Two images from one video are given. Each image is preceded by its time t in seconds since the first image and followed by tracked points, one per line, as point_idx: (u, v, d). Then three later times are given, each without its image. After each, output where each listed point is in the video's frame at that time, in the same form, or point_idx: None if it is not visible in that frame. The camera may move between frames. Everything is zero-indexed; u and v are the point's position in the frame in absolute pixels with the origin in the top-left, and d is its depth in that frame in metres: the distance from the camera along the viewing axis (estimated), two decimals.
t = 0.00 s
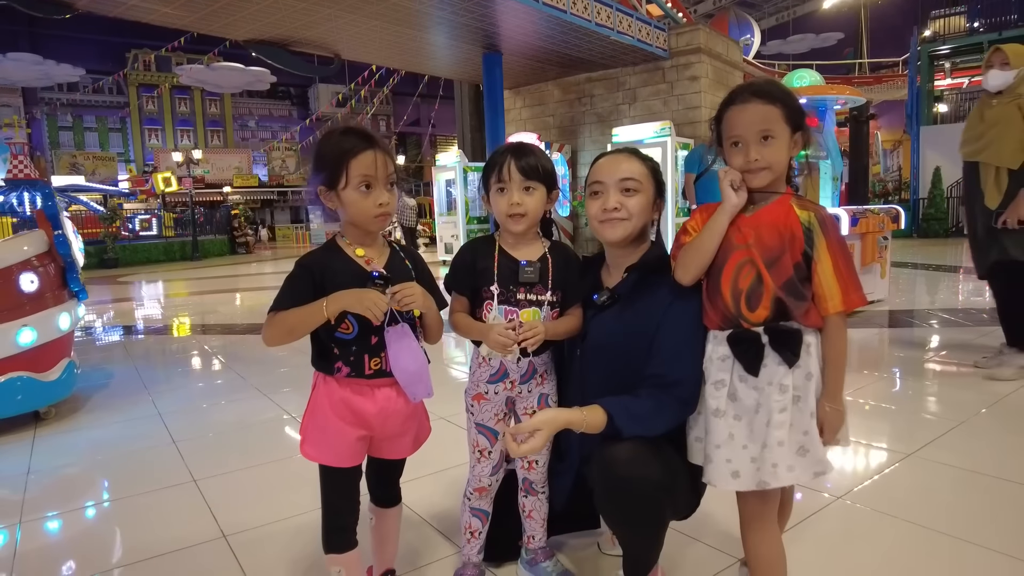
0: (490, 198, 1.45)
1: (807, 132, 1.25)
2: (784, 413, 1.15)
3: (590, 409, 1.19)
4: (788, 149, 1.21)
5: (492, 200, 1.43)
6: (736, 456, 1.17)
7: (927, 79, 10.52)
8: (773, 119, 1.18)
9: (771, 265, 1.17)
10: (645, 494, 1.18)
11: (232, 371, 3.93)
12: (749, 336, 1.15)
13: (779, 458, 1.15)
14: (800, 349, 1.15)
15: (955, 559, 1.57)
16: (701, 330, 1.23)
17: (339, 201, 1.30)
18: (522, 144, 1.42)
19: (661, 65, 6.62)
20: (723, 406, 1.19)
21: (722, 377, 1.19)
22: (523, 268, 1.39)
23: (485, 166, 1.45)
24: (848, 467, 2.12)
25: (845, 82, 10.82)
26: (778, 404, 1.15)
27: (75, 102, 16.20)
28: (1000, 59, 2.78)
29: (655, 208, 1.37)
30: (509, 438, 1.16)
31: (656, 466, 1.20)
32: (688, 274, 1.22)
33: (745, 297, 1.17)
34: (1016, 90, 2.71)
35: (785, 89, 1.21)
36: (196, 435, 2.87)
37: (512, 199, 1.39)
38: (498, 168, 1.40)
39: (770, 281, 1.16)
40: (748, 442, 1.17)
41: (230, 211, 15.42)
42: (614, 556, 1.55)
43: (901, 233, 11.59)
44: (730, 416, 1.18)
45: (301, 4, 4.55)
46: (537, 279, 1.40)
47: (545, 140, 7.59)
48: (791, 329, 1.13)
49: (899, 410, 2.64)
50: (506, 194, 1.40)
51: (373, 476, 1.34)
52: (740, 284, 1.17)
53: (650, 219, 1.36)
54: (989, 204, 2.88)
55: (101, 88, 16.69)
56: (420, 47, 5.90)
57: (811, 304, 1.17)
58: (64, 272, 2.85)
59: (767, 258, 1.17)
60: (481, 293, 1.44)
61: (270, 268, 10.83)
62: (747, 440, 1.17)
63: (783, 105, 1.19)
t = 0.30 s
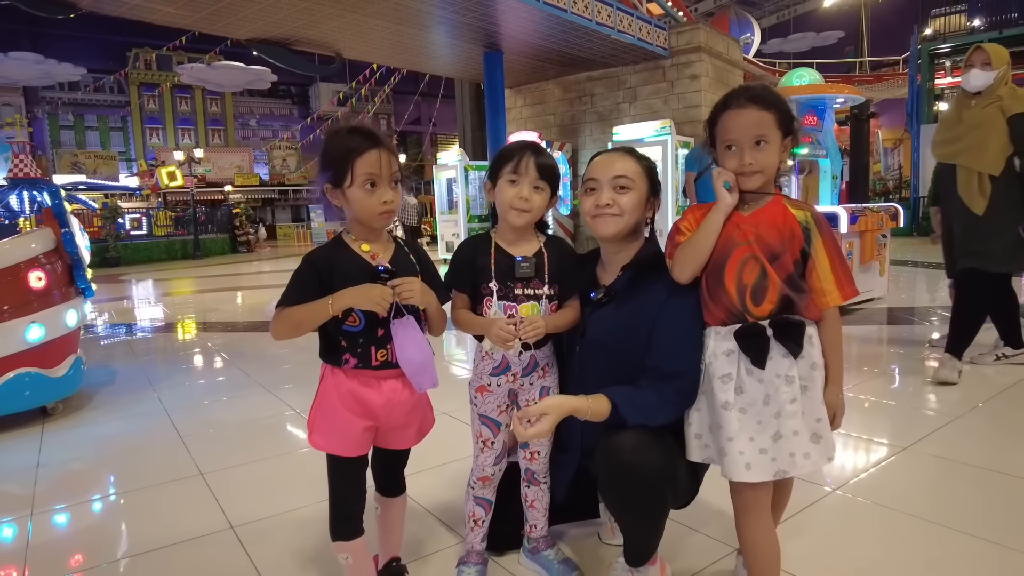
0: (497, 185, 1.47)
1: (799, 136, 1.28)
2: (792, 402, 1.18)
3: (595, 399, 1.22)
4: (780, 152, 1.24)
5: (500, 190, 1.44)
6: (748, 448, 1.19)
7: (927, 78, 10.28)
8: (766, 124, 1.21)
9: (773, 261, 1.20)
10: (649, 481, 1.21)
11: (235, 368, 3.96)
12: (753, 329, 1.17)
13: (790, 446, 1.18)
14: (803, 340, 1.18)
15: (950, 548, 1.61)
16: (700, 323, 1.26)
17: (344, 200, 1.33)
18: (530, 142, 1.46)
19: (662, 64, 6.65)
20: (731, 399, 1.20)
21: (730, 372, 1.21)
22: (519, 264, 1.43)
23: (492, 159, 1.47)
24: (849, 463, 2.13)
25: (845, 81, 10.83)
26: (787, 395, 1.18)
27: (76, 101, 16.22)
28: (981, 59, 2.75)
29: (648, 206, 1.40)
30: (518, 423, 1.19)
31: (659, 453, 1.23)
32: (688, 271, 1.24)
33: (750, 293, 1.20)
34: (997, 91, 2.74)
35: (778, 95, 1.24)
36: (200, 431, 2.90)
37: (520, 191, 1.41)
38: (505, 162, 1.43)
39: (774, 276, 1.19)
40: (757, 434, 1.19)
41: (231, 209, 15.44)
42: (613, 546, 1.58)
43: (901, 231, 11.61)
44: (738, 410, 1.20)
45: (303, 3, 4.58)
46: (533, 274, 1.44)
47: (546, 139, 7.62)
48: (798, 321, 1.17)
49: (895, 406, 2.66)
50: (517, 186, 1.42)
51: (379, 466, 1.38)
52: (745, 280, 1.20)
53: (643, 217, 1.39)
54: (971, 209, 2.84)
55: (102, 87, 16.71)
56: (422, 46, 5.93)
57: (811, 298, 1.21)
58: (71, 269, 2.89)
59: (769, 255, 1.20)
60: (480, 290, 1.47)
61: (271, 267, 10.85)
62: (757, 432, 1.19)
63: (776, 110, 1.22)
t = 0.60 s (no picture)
0: (502, 177, 1.46)
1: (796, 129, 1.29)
2: (794, 393, 1.19)
3: (600, 390, 1.24)
4: (777, 145, 1.25)
5: (508, 182, 1.44)
6: (751, 439, 1.19)
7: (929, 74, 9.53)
8: (761, 116, 1.22)
9: (773, 254, 1.21)
10: (653, 471, 1.22)
11: (239, 365, 3.98)
12: (754, 321, 1.18)
13: (793, 437, 1.19)
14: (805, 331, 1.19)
15: (949, 541, 1.62)
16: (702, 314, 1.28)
17: (345, 193, 1.35)
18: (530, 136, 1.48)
19: (662, 61, 6.65)
20: (733, 391, 1.21)
21: (732, 364, 1.22)
22: (515, 261, 1.44)
23: (494, 150, 1.47)
24: (848, 456, 2.15)
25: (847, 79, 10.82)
26: (789, 386, 1.19)
27: (78, 99, 16.23)
28: (982, 46, 2.70)
29: (651, 204, 1.41)
30: (525, 414, 1.21)
31: (663, 443, 1.25)
32: (689, 264, 1.25)
33: (751, 285, 1.21)
34: (996, 80, 2.70)
35: (775, 88, 1.25)
36: (203, 426, 2.92)
37: (531, 186, 1.43)
38: (511, 156, 1.44)
39: (774, 269, 1.21)
40: (759, 426, 1.20)
41: (233, 207, 15.46)
42: (614, 537, 1.59)
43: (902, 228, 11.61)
44: (740, 401, 1.20)
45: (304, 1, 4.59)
46: (530, 270, 1.45)
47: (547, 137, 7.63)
48: (798, 313, 1.17)
49: (895, 402, 2.68)
50: (529, 181, 1.44)
51: (383, 457, 1.39)
52: (746, 273, 1.21)
53: (646, 214, 1.39)
54: (962, 203, 2.83)
55: (103, 85, 16.72)
56: (423, 43, 5.94)
57: (811, 292, 1.22)
58: (74, 266, 2.90)
59: (770, 248, 1.21)
60: (480, 289, 1.47)
61: (272, 265, 10.88)
62: (759, 423, 1.20)
63: (772, 103, 1.23)
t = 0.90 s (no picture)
0: (501, 174, 1.44)
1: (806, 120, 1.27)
2: (804, 388, 1.19)
3: (606, 385, 1.23)
4: (783, 137, 1.23)
5: (508, 178, 1.43)
6: (760, 434, 1.19)
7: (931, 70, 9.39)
8: (766, 107, 1.21)
9: (783, 249, 1.20)
10: (658, 466, 1.21)
11: (240, 360, 3.97)
12: (764, 316, 1.18)
13: (803, 433, 1.18)
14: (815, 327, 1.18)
15: (951, 536, 1.61)
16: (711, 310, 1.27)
17: (343, 186, 1.34)
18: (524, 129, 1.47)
19: (664, 56, 6.63)
20: (741, 386, 1.20)
21: (741, 360, 1.21)
22: (518, 255, 1.42)
23: (492, 144, 1.46)
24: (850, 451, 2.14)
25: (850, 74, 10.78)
26: (799, 381, 1.18)
27: (78, 94, 16.20)
28: (989, 35, 2.61)
29: (657, 199, 1.38)
30: (529, 411, 1.20)
31: (669, 438, 1.24)
32: (697, 259, 1.24)
33: (760, 280, 1.20)
34: (1005, 70, 2.63)
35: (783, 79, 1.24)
36: (204, 422, 2.91)
37: (531, 182, 1.43)
38: (508, 151, 1.42)
39: (785, 264, 1.19)
40: (769, 422, 1.19)
41: (234, 202, 15.44)
42: (615, 533, 1.58)
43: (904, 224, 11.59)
44: (749, 396, 1.20)
45: None
46: (532, 264, 1.43)
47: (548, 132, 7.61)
48: (808, 308, 1.17)
49: (897, 397, 2.67)
50: (529, 176, 1.43)
51: (383, 454, 1.37)
52: (755, 267, 1.20)
53: (651, 208, 1.37)
54: (998, 201, 2.61)
55: (103, 81, 16.68)
56: (424, 38, 5.91)
57: (820, 287, 1.21)
58: (74, 261, 2.89)
59: (780, 242, 1.20)
60: (482, 285, 1.46)
61: (273, 260, 10.87)
62: (768, 419, 1.19)
63: (779, 94, 1.21)
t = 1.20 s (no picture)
0: (498, 170, 1.41)
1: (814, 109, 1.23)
2: (817, 388, 1.16)
3: (610, 385, 1.21)
4: (790, 129, 1.20)
5: (507, 174, 1.39)
6: (773, 435, 1.16)
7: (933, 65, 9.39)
8: (772, 101, 1.17)
9: (794, 246, 1.17)
10: (661, 468, 1.19)
11: (238, 357, 3.94)
12: (778, 316, 1.14)
13: (816, 434, 1.16)
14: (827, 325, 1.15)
15: (956, 536, 1.58)
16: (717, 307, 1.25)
17: (340, 181, 1.31)
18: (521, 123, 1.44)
19: (665, 51, 6.59)
20: (753, 386, 1.17)
21: (753, 360, 1.18)
22: (520, 253, 1.40)
23: (488, 139, 1.42)
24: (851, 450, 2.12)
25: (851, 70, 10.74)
26: (811, 381, 1.15)
27: (77, 90, 16.13)
28: (1005, 24, 2.22)
29: (667, 192, 1.34)
30: (532, 411, 1.17)
31: (673, 440, 1.21)
32: (704, 259, 1.21)
33: (771, 278, 1.17)
34: None
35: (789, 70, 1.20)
36: (201, 419, 2.89)
37: (531, 178, 1.39)
38: (506, 147, 1.39)
39: (797, 261, 1.16)
40: (781, 423, 1.17)
41: (233, 198, 15.38)
42: (616, 534, 1.56)
43: (906, 220, 11.54)
44: (761, 396, 1.17)
45: None
46: (535, 262, 1.41)
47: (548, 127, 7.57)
48: (820, 306, 1.14)
49: (901, 395, 2.64)
50: (528, 172, 1.40)
51: (380, 454, 1.35)
52: (766, 265, 1.17)
53: (661, 202, 1.33)
54: None
55: (102, 76, 16.62)
56: (424, 33, 5.86)
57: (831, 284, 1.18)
58: (69, 258, 2.86)
59: (790, 238, 1.17)
60: (481, 282, 1.43)
61: (272, 257, 10.83)
62: (781, 420, 1.17)
63: (785, 87, 1.17)
